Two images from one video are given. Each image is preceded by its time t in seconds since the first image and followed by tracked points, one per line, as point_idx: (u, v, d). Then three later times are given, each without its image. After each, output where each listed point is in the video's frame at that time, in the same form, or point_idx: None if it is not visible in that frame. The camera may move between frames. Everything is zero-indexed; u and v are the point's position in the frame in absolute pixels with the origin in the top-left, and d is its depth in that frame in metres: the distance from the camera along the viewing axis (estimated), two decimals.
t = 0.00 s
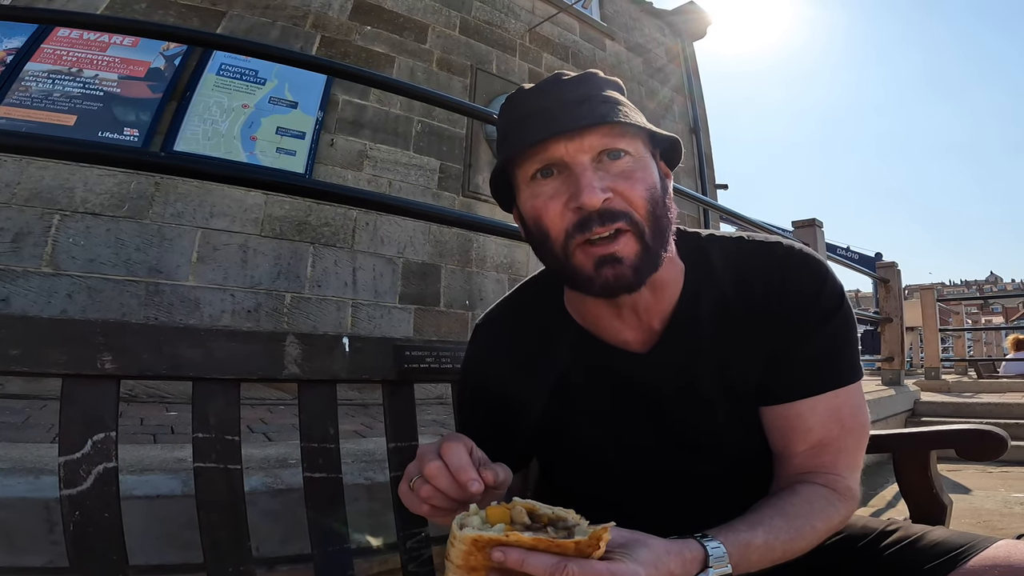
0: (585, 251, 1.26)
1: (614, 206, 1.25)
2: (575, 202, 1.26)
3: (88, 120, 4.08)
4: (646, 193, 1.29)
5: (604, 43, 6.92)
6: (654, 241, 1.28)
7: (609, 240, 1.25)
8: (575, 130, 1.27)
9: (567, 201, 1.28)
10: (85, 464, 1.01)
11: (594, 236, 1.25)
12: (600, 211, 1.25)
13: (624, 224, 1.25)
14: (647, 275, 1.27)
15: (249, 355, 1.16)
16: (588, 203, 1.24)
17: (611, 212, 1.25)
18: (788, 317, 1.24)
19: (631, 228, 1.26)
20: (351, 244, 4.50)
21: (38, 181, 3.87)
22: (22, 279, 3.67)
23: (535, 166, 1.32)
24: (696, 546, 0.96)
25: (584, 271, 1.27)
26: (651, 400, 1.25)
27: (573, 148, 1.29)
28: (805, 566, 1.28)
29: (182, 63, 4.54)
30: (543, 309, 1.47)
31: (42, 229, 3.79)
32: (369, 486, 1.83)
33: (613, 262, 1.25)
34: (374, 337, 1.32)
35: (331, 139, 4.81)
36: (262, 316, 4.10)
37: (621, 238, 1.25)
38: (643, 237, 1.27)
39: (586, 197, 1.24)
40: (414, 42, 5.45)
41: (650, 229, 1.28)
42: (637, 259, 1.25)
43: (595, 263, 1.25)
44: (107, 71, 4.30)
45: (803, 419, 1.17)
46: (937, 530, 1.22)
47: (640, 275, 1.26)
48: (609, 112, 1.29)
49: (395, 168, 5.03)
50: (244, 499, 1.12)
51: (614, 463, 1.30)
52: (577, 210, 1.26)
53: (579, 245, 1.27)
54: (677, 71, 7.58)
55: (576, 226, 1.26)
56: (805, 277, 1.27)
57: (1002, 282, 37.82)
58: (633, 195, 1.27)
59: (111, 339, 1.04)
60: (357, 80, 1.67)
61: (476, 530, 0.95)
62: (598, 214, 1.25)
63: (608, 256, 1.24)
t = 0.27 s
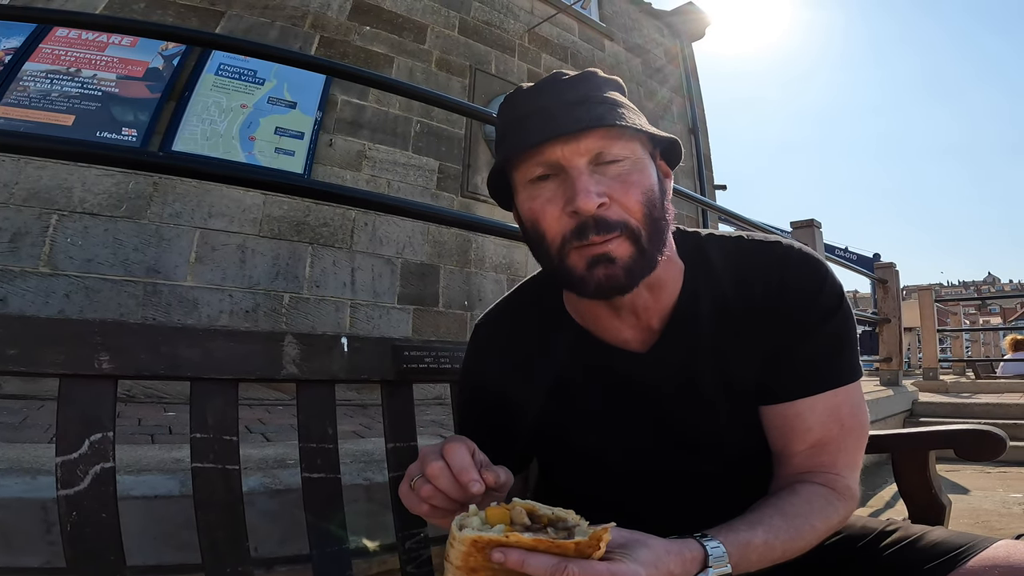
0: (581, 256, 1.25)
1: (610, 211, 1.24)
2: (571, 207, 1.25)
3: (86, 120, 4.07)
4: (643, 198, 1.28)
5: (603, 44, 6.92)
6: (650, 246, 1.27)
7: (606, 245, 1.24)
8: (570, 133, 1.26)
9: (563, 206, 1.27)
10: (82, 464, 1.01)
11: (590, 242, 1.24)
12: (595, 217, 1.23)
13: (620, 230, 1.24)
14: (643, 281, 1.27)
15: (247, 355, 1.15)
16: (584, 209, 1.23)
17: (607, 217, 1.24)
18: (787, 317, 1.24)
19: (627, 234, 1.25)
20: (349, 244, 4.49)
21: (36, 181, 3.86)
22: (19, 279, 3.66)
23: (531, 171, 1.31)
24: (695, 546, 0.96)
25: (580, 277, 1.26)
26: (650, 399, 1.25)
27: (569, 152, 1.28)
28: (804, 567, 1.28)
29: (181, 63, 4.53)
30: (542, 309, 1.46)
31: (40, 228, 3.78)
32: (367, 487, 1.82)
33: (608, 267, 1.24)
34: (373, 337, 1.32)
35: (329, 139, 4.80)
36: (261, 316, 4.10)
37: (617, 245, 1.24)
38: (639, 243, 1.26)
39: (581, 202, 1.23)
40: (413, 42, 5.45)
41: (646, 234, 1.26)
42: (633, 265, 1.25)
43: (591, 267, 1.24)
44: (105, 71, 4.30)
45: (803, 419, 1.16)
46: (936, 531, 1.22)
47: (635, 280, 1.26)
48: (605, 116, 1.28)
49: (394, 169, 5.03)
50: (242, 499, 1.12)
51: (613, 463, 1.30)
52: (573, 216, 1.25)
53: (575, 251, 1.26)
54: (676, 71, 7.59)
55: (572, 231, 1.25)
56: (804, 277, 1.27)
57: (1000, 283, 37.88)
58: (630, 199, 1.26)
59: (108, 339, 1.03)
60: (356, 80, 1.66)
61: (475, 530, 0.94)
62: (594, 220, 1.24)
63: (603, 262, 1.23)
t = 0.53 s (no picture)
0: (553, 296, 1.22)
1: (582, 258, 1.17)
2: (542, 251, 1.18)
3: (84, 120, 4.07)
4: (623, 242, 1.18)
5: (602, 44, 6.93)
6: (623, 290, 1.21)
7: (576, 291, 1.19)
8: (550, 179, 1.13)
9: (538, 244, 1.20)
10: (80, 464, 1.01)
11: (561, 285, 1.19)
12: (566, 264, 1.17)
13: (592, 276, 1.19)
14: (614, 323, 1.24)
15: (246, 355, 1.15)
16: (553, 258, 1.16)
17: (578, 264, 1.18)
18: (786, 317, 1.24)
19: (598, 281, 1.19)
20: (348, 245, 4.49)
21: (34, 180, 3.85)
22: (17, 280, 3.65)
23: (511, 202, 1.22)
24: (694, 543, 0.96)
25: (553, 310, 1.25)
26: (649, 398, 1.25)
27: (548, 194, 1.15)
28: (802, 567, 1.28)
29: (180, 63, 4.53)
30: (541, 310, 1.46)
31: (38, 228, 3.77)
32: (366, 487, 1.82)
33: (578, 307, 1.21)
34: (372, 337, 1.32)
35: (328, 140, 4.80)
36: (259, 316, 4.09)
37: (588, 291, 1.20)
38: (611, 288, 1.20)
39: (549, 251, 1.15)
40: (412, 42, 5.45)
41: (620, 281, 1.20)
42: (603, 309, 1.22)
43: (561, 306, 1.22)
44: (104, 71, 4.29)
45: (802, 418, 1.17)
46: (934, 531, 1.22)
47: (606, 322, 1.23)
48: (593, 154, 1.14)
49: (392, 169, 5.03)
50: (240, 500, 1.12)
51: (611, 462, 1.30)
52: (544, 260, 1.19)
53: (548, 290, 1.22)
54: (675, 72, 7.61)
55: (544, 271, 1.20)
56: (803, 277, 1.27)
57: (998, 283, 37.96)
58: (605, 246, 1.17)
59: (106, 339, 1.03)
60: (354, 80, 1.66)
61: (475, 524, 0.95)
62: (564, 267, 1.18)
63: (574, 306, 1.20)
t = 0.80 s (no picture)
0: (558, 292, 1.21)
1: (588, 253, 1.17)
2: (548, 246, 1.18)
3: (83, 120, 4.06)
4: (628, 238, 1.18)
5: (601, 44, 6.94)
6: (629, 282, 1.21)
7: (581, 287, 1.19)
8: (555, 172, 1.13)
9: (543, 238, 1.20)
10: (77, 463, 1.00)
11: (565, 282, 1.19)
12: (571, 259, 1.16)
13: (597, 270, 1.18)
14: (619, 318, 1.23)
15: (244, 354, 1.15)
16: (558, 252, 1.16)
17: (584, 258, 1.17)
18: (788, 317, 1.23)
19: (604, 275, 1.19)
20: (347, 245, 4.49)
21: (32, 180, 3.85)
22: (14, 279, 3.65)
23: (515, 197, 1.22)
24: (699, 547, 0.96)
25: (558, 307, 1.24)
26: (650, 400, 1.25)
27: (552, 187, 1.16)
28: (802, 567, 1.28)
29: (178, 63, 4.53)
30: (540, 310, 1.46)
31: (36, 228, 3.77)
32: (364, 488, 1.81)
33: (583, 304, 1.21)
34: (370, 337, 1.32)
35: (327, 140, 4.80)
36: (258, 317, 4.08)
37: (593, 284, 1.19)
38: (617, 283, 1.20)
39: (555, 244, 1.15)
40: (411, 42, 5.45)
41: (626, 274, 1.20)
42: (609, 304, 1.21)
43: (566, 305, 1.21)
44: (102, 71, 4.29)
45: (806, 418, 1.16)
46: (932, 531, 1.22)
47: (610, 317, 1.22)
48: (598, 149, 1.14)
49: (391, 169, 5.03)
50: (238, 500, 1.11)
51: (613, 463, 1.30)
52: (549, 255, 1.18)
53: (553, 286, 1.21)
54: (673, 73, 7.62)
55: (549, 266, 1.19)
56: (805, 277, 1.27)
57: (996, 284, 38.03)
58: (610, 240, 1.17)
59: (104, 338, 1.03)
60: (353, 80, 1.66)
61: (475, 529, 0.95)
62: (569, 261, 1.17)
63: (580, 303, 1.20)
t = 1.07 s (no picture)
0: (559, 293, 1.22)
1: (588, 255, 1.17)
2: (547, 248, 1.18)
3: (81, 120, 4.06)
4: (629, 239, 1.19)
5: (600, 45, 6.94)
6: (633, 281, 1.21)
7: (582, 287, 1.20)
8: (554, 174, 1.13)
9: (542, 240, 1.20)
10: (78, 464, 1.01)
11: (565, 283, 1.19)
12: (570, 261, 1.17)
13: (597, 271, 1.18)
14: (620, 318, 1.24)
15: (244, 354, 1.15)
16: (558, 254, 1.16)
17: (583, 260, 1.17)
18: (787, 318, 1.24)
19: (604, 276, 1.19)
20: (346, 245, 4.49)
21: (31, 181, 3.85)
22: (13, 279, 3.65)
23: (515, 198, 1.22)
24: (693, 543, 0.97)
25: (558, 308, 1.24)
26: (649, 400, 1.26)
27: (552, 189, 1.16)
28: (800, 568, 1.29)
29: (177, 63, 4.52)
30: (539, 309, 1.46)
31: (35, 228, 3.76)
32: (364, 488, 1.82)
33: (582, 305, 1.21)
34: (370, 338, 1.32)
35: (326, 140, 4.80)
36: (257, 317, 4.09)
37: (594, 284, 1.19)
38: (617, 284, 1.20)
39: (554, 247, 1.15)
40: (410, 42, 5.46)
41: (627, 274, 1.20)
42: (611, 304, 1.20)
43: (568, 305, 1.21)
44: (101, 71, 4.29)
45: (803, 419, 1.17)
46: (930, 531, 1.23)
47: (610, 318, 1.23)
48: (597, 151, 1.15)
49: (390, 169, 5.03)
50: (238, 500, 1.12)
51: (611, 462, 1.30)
52: (549, 257, 1.18)
53: (553, 287, 1.22)
54: (672, 73, 7.63)
55: (549, 268, 1.20)
56: (804, 278, 1.27)
57: (995, 284, 38.10)
58: (610, 242, 1.17)
59: (104, 339, 1.03)
60: (353, 81, 1.66)
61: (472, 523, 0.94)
62: (569, 263, 1.17)
63: (580, 303, 1.20)
